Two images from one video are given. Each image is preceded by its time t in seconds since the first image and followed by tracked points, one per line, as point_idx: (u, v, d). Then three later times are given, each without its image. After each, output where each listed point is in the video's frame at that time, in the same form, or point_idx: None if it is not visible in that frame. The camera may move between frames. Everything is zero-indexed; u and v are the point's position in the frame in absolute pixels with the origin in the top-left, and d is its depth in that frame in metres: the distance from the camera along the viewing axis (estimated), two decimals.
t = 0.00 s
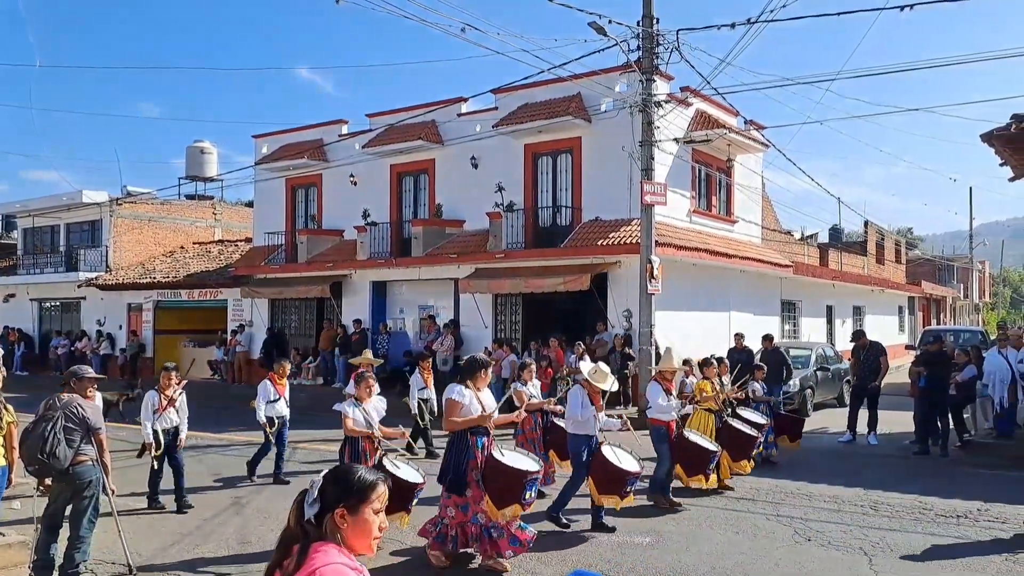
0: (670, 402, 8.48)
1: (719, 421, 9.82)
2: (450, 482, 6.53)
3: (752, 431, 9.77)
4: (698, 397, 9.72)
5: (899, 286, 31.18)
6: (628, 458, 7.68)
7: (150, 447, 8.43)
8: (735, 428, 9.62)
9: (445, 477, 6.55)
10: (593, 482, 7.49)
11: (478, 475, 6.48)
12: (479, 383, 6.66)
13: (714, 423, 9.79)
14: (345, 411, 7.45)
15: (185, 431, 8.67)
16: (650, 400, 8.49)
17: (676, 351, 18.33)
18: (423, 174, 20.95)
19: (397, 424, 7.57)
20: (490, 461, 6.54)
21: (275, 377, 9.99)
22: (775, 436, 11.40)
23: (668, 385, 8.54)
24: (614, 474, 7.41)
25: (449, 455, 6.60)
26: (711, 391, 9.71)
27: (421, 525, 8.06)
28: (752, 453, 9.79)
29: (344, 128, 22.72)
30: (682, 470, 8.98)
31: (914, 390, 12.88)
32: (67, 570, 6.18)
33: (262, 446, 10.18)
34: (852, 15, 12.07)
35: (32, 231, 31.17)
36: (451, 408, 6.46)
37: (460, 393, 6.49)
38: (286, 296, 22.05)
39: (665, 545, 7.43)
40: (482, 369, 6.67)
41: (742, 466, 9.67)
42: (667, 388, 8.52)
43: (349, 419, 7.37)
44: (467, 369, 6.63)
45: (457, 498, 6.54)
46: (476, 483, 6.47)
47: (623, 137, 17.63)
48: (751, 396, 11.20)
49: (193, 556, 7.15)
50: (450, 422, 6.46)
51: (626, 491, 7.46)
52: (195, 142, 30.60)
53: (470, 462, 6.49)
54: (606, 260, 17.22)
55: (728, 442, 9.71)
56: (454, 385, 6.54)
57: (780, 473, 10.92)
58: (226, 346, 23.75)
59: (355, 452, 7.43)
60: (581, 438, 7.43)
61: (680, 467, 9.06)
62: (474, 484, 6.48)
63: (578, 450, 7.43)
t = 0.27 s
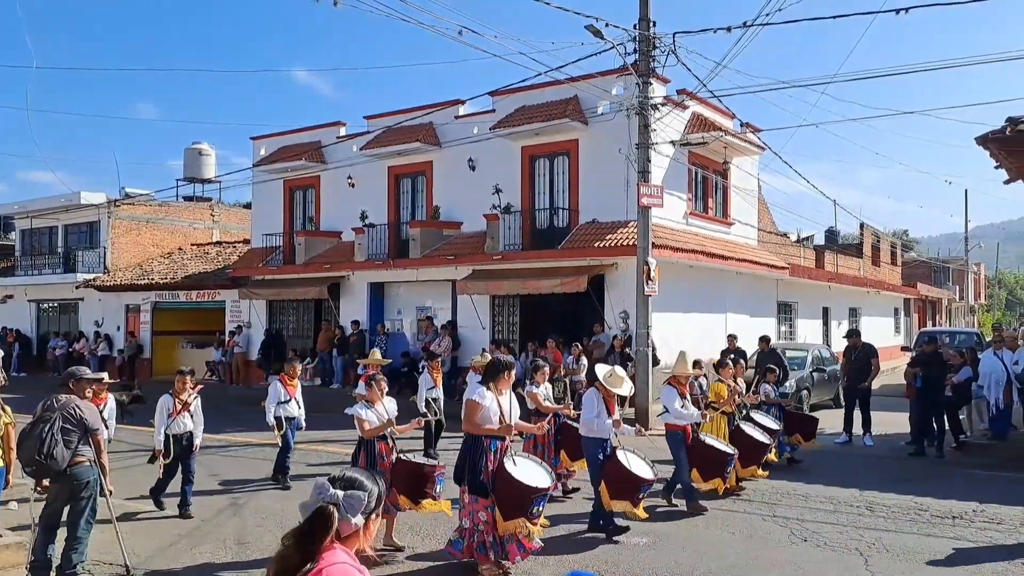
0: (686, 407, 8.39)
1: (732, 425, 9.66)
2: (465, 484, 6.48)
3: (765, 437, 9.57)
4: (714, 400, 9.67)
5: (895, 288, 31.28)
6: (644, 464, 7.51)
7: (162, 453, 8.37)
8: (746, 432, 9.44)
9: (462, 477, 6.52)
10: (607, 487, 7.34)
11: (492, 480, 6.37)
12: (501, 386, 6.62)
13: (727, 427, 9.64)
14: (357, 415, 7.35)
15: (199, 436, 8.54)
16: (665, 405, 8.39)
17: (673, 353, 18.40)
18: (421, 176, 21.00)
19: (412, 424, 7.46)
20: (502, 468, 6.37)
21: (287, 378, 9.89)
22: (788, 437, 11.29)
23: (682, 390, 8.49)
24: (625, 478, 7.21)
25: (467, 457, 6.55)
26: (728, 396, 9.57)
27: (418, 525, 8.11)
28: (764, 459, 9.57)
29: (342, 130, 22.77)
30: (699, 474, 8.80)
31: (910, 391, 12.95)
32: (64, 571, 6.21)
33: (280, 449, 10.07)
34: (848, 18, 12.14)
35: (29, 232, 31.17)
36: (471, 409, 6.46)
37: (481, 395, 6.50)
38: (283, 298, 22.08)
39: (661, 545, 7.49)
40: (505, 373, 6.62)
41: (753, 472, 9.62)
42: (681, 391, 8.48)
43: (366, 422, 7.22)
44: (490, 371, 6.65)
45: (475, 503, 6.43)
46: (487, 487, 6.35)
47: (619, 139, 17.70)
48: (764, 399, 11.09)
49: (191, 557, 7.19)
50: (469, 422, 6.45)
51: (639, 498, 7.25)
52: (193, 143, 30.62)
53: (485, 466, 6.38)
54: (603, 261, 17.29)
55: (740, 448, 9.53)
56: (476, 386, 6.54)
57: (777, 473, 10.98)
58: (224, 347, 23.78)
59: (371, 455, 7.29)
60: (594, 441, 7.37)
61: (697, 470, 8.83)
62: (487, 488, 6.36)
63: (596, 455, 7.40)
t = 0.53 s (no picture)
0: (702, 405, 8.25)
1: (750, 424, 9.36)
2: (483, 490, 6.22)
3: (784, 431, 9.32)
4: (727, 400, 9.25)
5: (892, 288, 31.31)
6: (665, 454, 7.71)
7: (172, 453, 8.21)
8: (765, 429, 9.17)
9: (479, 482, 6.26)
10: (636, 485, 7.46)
11: (514, 487, 6.17)
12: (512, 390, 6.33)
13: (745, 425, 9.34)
14: (380, 418, 6.90)
15: (208, 436, 8.47)
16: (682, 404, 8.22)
17: (671, 353, 18.41)
18: (419, 176, 20.98)
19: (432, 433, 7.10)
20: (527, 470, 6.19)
21: (297, 381, 9.79)
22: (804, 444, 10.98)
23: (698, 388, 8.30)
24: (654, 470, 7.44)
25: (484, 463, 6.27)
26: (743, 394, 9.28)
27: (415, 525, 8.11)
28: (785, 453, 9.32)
29: (340, 130, 22.76)
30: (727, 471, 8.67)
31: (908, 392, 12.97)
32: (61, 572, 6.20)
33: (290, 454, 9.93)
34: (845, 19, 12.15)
35: (26, 232, 31.10)
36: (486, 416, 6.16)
37: (495, 401, 6.20)
38: (281, 298, 22.06)
39: (659, 545, 7.48)
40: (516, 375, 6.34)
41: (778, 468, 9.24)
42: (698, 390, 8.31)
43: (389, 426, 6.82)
44: (500, 374, 6.36)
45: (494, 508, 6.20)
46: (510, 494, 6.14)
47: (617, 139, 17.70)
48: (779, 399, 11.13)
49: (187, 558, 7.18)
50: (483, 430, 6.14)
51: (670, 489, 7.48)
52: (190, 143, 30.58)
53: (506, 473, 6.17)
54: (600, 262, 17.30)
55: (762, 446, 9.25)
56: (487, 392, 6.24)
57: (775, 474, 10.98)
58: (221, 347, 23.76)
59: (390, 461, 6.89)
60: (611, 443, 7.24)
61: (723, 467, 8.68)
62: (509, 495, 6.15)
63: (613, 456, 7.24)
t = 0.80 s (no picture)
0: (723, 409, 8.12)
1: (765, 426, 9.35)
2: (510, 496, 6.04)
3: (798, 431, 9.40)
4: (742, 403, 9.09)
5: (889, 289, 31.36)
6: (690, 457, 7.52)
7: (185, 460, 8.13)
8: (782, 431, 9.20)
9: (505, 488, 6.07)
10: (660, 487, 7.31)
11: (541, 488, 6.00)
12: (525, 391, 6.09)
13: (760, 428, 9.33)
14: (400, 418, 6.83)
15: (219, 440, 8.42)
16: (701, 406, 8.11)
17: (668, 353, 18.42)
18: (417, 177, 20.98)
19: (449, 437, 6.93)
20: (554, 469, 6.05)
21: (308, 380, 9.74)
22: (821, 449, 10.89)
23: (720, 393, 8.19)
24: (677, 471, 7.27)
25: (507, 468, 6.06)
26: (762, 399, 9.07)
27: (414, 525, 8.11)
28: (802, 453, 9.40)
29: (337, 130, 22.74)
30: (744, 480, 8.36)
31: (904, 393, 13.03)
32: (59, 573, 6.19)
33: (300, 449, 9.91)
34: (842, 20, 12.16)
35: (24, 232, 31.05)
36: (504, 421, 5.95)
37: (511, 405, 5.97)
38: (278, 299, 22.05)
39: (656, 546, 7.51)
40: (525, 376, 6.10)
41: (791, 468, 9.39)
42: (718, 396, 8.19)
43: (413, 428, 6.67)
44: (512, 377, 6.14)
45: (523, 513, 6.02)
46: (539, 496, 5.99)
47: (615, 140, 17.70)
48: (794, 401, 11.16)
49: (186, 558, 7.18)
50: (504, 434, 5.97)
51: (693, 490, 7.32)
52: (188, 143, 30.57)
53: (531, 475, 5.99)
54: (598, 263, 17.33)
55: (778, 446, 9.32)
56: (501, 396, 6.00)
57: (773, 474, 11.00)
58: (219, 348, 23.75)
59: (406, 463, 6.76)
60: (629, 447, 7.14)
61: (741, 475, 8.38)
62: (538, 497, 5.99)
63: (633, 460, 7.16)
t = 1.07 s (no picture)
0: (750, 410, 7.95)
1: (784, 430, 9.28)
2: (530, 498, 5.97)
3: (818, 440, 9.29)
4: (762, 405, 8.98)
5: (887, 290, 31.39)
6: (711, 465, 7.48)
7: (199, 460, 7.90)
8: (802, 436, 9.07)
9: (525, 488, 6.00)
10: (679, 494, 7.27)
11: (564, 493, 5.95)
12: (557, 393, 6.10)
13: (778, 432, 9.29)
14: (408, 422, 6.56)
15: (234, 441, 8.18)
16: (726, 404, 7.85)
17: (667, 354, 18.42)
18: (415, 177, 20.97)
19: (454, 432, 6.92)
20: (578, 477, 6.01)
21: (321, 382, 9.64)
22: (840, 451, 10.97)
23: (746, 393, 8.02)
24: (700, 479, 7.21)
25: (530, 469, 6.01)
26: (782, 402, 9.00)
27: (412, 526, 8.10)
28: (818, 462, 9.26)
29: (335, 131, 22.74)
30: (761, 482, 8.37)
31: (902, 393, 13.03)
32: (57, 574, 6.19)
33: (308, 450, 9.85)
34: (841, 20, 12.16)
35: (22, 233, 31.02)
36: (534, 421, 5.91)
37: (541, 403, 5.96)
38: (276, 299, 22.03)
39: (654, 546, 7.51)
40: (560, 377, 6.12)
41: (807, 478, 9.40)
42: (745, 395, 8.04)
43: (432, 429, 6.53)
44: (546, 378, 6.14)
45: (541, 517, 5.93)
46: (561, 500, 5.92)
47: (614, 141, 17.71)
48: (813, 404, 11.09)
49: (184, 559, 7.17)
50: (530, 434, 5.92)
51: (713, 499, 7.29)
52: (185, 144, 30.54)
53: (555, 478, 5.93)
54: (596, 263, 17.33)
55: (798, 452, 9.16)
56: (533, 395, 6.00)
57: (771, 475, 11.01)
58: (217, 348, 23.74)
59: (424, 466, 6.62)
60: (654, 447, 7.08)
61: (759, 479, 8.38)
62: (559, 501, 5.93)
63: (657, 460, 7.08)
